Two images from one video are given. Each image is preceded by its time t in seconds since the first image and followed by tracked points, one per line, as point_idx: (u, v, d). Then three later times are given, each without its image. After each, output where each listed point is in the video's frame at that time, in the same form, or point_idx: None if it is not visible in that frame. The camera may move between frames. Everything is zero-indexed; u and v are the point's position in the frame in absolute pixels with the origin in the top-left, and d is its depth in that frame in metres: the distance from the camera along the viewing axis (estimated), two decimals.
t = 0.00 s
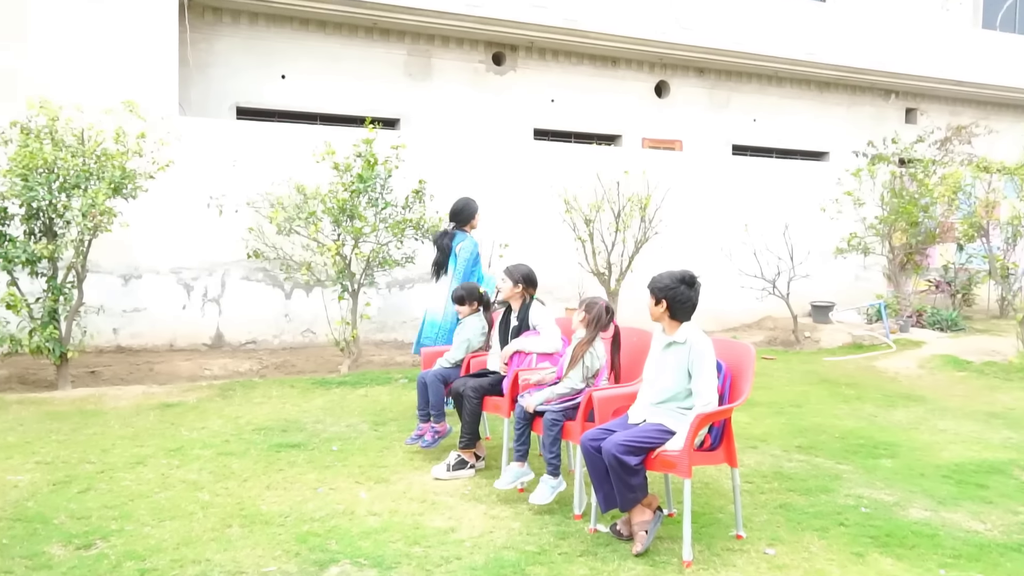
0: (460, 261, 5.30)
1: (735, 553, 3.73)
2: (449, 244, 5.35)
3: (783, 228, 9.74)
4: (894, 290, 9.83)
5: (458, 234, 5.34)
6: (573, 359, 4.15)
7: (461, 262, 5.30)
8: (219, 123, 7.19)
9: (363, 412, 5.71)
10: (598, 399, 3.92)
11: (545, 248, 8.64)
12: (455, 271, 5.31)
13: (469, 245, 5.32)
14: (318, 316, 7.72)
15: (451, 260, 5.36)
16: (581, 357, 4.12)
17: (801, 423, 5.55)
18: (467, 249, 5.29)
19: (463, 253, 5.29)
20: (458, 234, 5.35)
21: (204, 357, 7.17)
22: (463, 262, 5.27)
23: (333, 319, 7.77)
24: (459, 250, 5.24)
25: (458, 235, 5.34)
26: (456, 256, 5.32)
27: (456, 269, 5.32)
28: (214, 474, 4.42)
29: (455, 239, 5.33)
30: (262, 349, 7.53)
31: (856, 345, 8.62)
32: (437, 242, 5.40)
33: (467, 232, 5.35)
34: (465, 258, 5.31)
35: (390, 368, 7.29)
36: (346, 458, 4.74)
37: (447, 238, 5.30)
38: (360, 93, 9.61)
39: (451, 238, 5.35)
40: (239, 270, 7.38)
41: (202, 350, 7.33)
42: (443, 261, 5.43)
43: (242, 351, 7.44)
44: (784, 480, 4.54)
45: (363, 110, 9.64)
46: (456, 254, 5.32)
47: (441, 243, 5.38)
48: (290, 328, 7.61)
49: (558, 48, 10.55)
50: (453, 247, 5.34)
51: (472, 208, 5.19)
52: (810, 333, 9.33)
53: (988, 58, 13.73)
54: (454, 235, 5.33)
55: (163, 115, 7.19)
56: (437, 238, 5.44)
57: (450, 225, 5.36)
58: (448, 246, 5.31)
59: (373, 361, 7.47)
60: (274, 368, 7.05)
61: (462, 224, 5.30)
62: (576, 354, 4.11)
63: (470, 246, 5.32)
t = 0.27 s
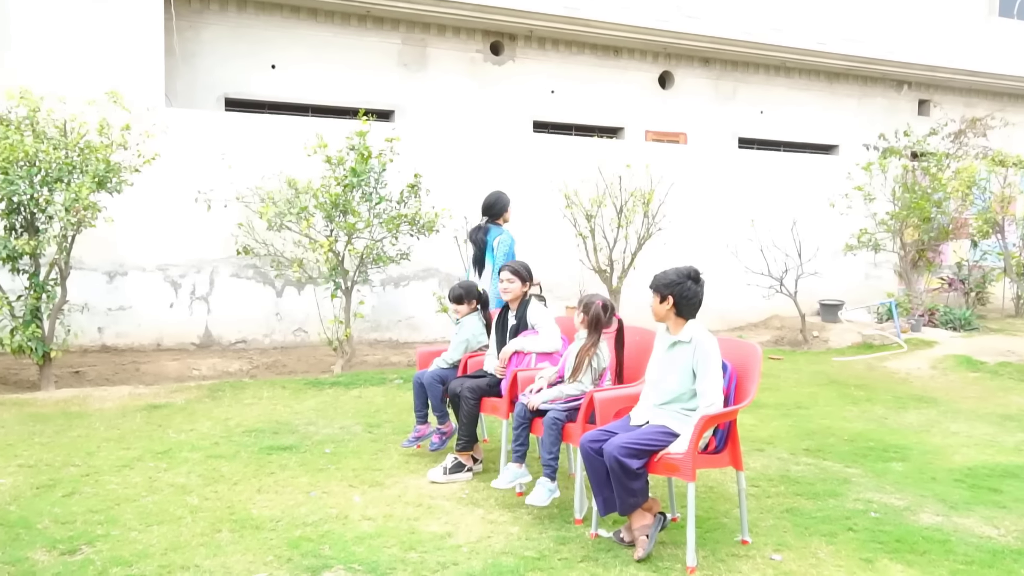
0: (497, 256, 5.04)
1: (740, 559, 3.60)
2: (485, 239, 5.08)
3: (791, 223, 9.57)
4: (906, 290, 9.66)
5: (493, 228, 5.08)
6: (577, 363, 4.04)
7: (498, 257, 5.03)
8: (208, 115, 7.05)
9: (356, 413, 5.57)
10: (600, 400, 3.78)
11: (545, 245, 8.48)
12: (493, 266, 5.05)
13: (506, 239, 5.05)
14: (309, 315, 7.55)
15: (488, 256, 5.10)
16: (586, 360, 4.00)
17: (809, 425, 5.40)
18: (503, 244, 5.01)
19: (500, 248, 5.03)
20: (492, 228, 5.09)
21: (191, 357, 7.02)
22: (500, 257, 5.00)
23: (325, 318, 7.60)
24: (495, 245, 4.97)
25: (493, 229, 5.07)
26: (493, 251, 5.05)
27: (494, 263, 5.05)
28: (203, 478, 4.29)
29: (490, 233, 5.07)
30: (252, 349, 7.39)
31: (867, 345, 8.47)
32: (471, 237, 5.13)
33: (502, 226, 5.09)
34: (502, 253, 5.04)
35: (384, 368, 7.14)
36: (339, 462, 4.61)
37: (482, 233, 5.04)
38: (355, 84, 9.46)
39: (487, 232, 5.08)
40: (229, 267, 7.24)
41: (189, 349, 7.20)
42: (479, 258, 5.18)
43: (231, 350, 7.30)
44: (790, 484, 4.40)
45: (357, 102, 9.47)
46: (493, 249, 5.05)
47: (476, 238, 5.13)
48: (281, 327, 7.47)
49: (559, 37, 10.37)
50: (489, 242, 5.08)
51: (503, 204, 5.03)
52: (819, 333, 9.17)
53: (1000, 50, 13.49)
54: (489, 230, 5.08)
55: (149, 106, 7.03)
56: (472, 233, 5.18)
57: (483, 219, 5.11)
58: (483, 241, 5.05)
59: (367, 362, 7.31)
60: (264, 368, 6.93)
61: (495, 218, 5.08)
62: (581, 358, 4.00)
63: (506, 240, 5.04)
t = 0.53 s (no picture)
0: (534, 252, 5.04)
1: (742, 552, 3.59)
2: (523, 236, 5.09)
3: (795, 216, 9.54)
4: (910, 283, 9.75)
5: (531, 226, 5.10)
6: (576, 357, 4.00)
7: (537, 252, 5.04)
8: (209, 106, 7.04)
9: (358, 406, 5.56)
10: (602, 394, 3.77)
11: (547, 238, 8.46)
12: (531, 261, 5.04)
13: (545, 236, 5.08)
14: (311, 306, 7.55)
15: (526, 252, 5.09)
16: (585, 355, 3.96)
17: (812, 419, 5.39)
18: (542, 238, 5.03)
19: (538, 243, 5.04)
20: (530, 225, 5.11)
21: (193, 349, 7.03)
22: (538, 252, 5.00)
23: (328, 310, 7.61)
24: (534, 240, 4.99)
25: (531, 227, 5.10)
26: (530, 247, 5.06)
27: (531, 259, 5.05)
28: (204, 471, 4.28)
29: (529, 230, 5.08)
30: (254, 341, 7.39)
31: (870, 339, 8.46)
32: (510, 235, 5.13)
33: (540, 222, 5.11)
34: (540, 249, 5.05)
35: (386, 361, 7.14)
36: (341, 455, 4.60)
37: (520, 229, 5.06)
38: (356, 76, 9.44)
39: (525, 229, 5.10)
40: (231, 259, 7.22)
41: (191, 342, 7.20)
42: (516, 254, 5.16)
43: (233, 343, 7.30)
44: (794, 478, 4.39)
45: (358, 94, 9.45)
46: (531, 245, 5.05)
47: (514, 236, 5.14)
48: (283, 319, 7.46)
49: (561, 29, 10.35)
50: (527, 238, 5.09)
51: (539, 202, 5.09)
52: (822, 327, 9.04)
53: (1004, 43, 13.44)
54: (527, 227, 5.09)
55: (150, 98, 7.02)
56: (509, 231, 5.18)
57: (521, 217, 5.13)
58: (521, 237, 5.06)
59: (369, 355, 7.31)
60: (266, 360, 6.94)
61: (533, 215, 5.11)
62: (580, 351, 3.95)
63: (545, 236, 5.05)
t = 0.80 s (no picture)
0: (569, 243, 4.73)
1: (745, 548, 3.57)
2: (558, 227, 4.79)
3: (799, 211, 9.49)
4: (916, 278, 9.61)
5: (566, 217, 4.78)
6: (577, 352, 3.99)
7: (570, 244, 4.72)
8: (210, 99, 7.01)
9: (360, 401, 5.54)
10: (604, 389, 3.76)
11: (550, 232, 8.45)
12: (564, 254, 4.74)
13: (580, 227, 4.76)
14: (313, 301, 7.53)
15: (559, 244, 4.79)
16: (586, 350, 3.95)
17: (816, 414, 5.36)
18: (576, 229, 4.71)
19: (573, 235, 4.71)
20: (565, 215, 4.79)
21: (194, 343, 7.03)
22: (572, 244, 4.70)
23: (329, 305, 7.59)
24: (567, 231, 4.68)
25: (567, 217, 4.78)
26: (564, 238, 4.75)
27: (566, 251, 4.75)
28: (206, 465, 4.27)
29: (563, 221, 4.76)
30: (256, 336, 7.37)
31: (875, 333, 8.43)
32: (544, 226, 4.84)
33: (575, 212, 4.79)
34: (574, 240, 4.74)
35: (388, 356, 7.13)
36: (343, 449, 4.59)
37: (553, 220, 4.77)
38: (358, 68, 9.39)
39: (560, 220, 4.79)
40: (232, 253, 7.21)
41: (192, 336, 7.19)
42: (549, 246, 4.86)
43: (234, 337, 7.29)
44: (798, 473, 4.37)
45: (360, 87, 9.41)
46: (565, 236, 4.74)
47: (548, 227, 4.84)
48: (285, 314, 7.44)
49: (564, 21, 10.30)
50: (562, 229, 4.79)
51: (576, 192, 4.75)
52: (827, 321, 9.06)
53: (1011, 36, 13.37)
54: (561, 217, 4.79)
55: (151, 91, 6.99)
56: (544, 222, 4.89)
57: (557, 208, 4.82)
58: (555, 228, 4.76)
59: (371, 349, 7.30)
60: (268, 355, 6.93)
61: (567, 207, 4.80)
62: (580, 347, 3.94)
63: (580, 227, 4.74)
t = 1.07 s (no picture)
0: (600, 241, 4.83)
1: (749, 546, 3.54)
2: (590, 225, 4.90)
3: (805, 205, 9.44)
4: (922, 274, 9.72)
5: (599, 216, 4.90)
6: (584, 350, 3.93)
7: (602, 242, 4.82)
8: (210, 93, 6.97)
9: (360, 398, 5.51)
10: (606, 386, 3.71)
11: (553, 227, 8.41)
12: (596, 251, 4.84)
13: (612, 227, 4.87)
14: (313, 296, 7.49)
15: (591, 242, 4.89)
16: (593, 347, 3.89)
17: (821, 411, 5.32)
18: (608, 229, 4.82)
19: (605, 233, 4.83)
20: (597, 215, 4.91)
21: (193, 339, 6.99)
22: (604, 242, 4.81)
23: (329, 300, 7.55)
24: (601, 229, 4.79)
25: (599, 217, 4.89)
26: (596, 237, 4.86)
27: (597, 250, 4.85)
28: (205, 462, 4.24)
29: (596, 220, 4.88)
30: (256, 332, 7.34)
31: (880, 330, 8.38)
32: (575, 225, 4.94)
33: (607, 213, 4.92)
34: (606, 238, 4.84)
35: (389, 352, 7.09)
36: (343, 446, 4.55)
37: (585, 219, 4.87)
38: (358, 60, 9.33)
39: (592, 219, 4.91)
40: (231, 248, 7.17)
41: (191, 332, 7.15)
42: (580, 244, 4.95)
43: (233, 333, 7.26)
44: (802, 471, 4.33)
45: (361, 80, 9.35)
46: (597, 234, 4.85)
47: (580, 225, 4.95)
48: (284, 310, 7.40)
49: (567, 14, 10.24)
50: (593, 228, 4.90)
51: (611, 192, 4.88)
52: (832, 318, 8.99)
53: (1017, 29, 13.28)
54: (593, 216, 4.90)
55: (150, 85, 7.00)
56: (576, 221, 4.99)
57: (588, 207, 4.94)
58: (588, 226, 4.87)
59: (372, 345, 7.26)
60: (267, 351, 6.90)
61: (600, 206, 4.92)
62: (589, 343, 3.88)
63: (611, 226, 4.85)
